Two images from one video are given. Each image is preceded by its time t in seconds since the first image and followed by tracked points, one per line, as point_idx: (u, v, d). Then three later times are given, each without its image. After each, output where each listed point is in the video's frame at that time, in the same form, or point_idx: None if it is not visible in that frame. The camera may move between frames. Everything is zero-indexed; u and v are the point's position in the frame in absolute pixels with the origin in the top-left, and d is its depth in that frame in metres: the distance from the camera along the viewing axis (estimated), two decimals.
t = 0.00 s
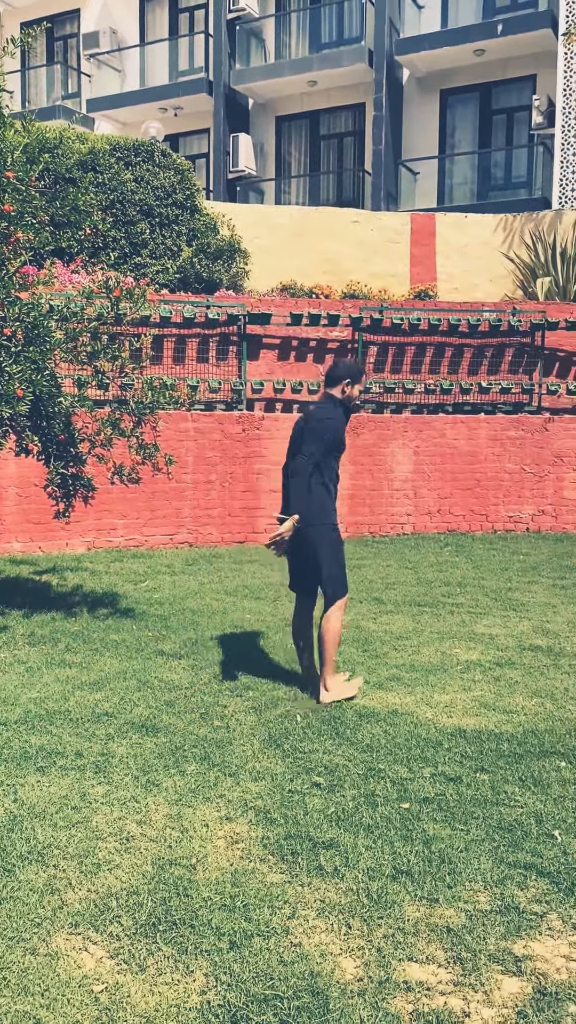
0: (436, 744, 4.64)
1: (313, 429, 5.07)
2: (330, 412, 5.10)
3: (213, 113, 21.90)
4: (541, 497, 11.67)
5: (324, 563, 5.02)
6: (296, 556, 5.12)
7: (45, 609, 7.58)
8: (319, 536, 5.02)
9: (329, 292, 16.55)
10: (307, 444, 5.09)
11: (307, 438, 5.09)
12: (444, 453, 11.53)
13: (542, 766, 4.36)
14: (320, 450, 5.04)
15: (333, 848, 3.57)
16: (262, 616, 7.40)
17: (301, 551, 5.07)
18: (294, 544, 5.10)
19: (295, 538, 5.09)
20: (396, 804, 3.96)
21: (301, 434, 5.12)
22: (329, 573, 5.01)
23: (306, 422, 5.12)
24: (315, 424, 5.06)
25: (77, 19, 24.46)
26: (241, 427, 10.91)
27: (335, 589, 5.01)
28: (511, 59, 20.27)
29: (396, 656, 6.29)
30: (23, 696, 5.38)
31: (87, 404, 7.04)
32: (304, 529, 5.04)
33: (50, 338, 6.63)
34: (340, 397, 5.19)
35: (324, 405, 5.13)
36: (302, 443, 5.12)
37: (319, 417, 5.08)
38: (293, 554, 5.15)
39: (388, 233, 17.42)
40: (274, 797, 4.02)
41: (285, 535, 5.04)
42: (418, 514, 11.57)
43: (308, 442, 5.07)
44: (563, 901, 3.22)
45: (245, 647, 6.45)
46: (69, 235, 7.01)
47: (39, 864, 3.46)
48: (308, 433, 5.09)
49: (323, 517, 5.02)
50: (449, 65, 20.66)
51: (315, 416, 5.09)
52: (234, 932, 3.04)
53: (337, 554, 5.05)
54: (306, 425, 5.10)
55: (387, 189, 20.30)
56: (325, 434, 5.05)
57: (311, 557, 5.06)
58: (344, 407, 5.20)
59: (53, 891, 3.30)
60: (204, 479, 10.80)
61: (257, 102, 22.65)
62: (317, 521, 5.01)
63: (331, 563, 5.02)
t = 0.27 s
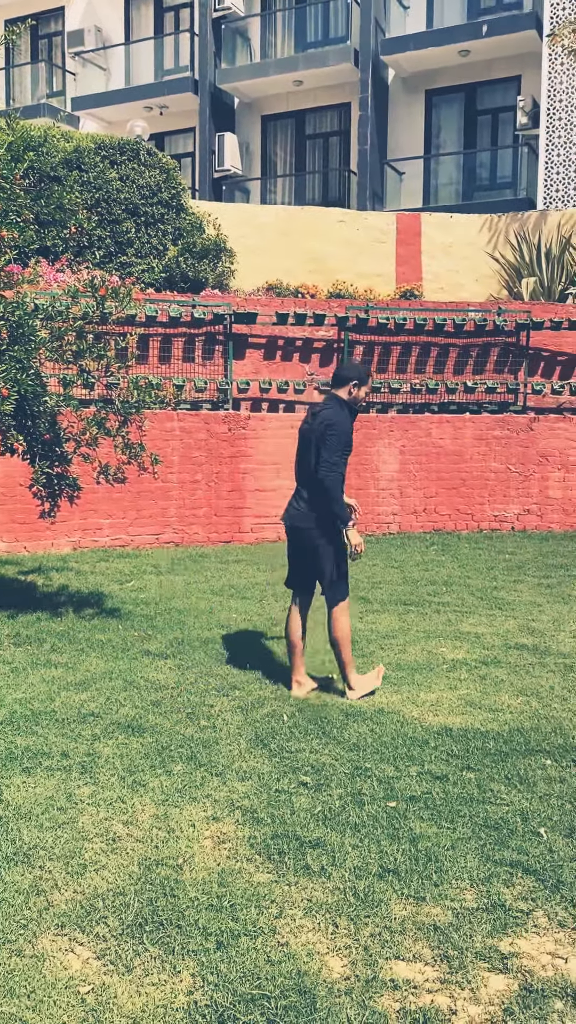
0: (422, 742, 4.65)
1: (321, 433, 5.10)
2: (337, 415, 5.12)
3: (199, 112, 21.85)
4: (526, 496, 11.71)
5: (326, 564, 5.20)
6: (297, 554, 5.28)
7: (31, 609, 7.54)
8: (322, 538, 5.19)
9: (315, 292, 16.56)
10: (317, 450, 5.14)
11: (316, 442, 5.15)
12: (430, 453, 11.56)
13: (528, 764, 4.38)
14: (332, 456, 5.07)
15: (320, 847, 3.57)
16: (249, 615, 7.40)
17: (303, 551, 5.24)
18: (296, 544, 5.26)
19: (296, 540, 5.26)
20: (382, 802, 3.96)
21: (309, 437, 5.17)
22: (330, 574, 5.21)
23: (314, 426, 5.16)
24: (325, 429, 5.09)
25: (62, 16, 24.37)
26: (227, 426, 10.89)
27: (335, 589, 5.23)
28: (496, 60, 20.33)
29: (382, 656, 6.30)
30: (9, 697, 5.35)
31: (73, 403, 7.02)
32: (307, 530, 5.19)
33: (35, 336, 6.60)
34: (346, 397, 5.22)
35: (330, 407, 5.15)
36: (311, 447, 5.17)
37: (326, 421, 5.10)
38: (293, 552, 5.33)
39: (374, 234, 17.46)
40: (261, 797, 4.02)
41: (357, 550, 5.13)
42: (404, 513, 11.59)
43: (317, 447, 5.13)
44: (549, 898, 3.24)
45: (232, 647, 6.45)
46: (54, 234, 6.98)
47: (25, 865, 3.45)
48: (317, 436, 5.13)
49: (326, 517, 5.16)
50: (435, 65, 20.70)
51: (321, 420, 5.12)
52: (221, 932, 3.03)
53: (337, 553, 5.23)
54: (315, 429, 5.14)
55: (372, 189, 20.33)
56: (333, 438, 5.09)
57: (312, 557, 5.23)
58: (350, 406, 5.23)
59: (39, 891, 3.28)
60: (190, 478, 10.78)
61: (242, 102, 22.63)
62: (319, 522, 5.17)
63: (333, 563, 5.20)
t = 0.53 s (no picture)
0: (408, 741, 4.66)
1: (338, 433, 5.25)
2: (352, 416, 5.30)
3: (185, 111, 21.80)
4: (512, 495, 11.75)
5: (336, 561, 5.28)
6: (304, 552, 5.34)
7: (16, 609, 7.52)
8: (332, 535, 5.28)
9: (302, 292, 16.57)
10: (334, 449, 5.28)
11: (332, 442, 5.28)
12: (417, 453, 11.58)
13: (514, 762, 4.40)
14: (352, 455, 5.24)
15: (307, 847, 3.57)
16: (236, 615, 7.40)
17: (312, 549, 5.31)
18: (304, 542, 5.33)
19: (306, 537, 5.33)
20: (369, 801, 3.97)
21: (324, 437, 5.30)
22: (339, 572, 5.28)
23: (329, 426, 5.29)
24: (343, 429, 5.24)
25: (47, 15, 24.28)
26: (214, 426, 10.87)
27: (342, 588, 5.28)
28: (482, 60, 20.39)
29: (369, 655, 6.31)
30: None
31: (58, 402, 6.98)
32: (319, 528, 5.27)
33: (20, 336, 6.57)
34: (356, 397, 5.38)
35: (344, 408, 5.31)
36: (327, 447, 5.30)
37: (343, 421, 5.26)
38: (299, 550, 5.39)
39: (360, 234, 17.49)
40: (248, 797, 4.02)
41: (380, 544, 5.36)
42: (391, 513, 11.61)
43: (334, 447, 5.27)
44: (536, 895, 3.25)
45: (219, 647, 6.44)
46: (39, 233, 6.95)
47: (11, 867, 3.44)
48: (333, 436, 5.27)
49: (337, 515, 5.27)
50: (421, 65, 20.73)
51: (338, 420, 5.28)
52: (208, 932, 3.03)
53: (345, 553, 5.33)
54: (331, 429, 5.28)
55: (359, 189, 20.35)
56: (351, 438, 5.25)
57: (320, 555, 5.30)
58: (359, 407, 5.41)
59: (25, 893, 3.27)
60: (177, 478, 10.77)
61: (229, 102, 22.60)
62: (330, 520, 5.26)
63: (340, 561, 5.28)
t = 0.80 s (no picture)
0: (396, 740, 4.67)
1: (338, 432, 5.27)
2: (352, 414, 5.31)
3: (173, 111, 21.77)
4: (499, 495, 11.79)
5: (333, 559, 5.30)
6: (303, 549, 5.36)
7: (5, 610, 7.50)
8: (330, 534, 5.28)
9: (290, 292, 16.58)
10: (333, 447, 5.29)
11: (332, 440, 5.30)
12: (405, 453, 11.60)
13: (502, 761, 4.41)
14: (349, 454, 5.23)
15: (295, 847, 3.58)
16: (224, 615, 7.40)
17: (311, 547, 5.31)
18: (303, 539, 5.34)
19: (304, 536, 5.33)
20: (357, 800, 3.98)
21: (324, 435, 5.31)
22: (336, 571, 5.29)
23: (328, 424, 5.31)
24: (343, 427, 5.26)
25: (34, 13, 24.21)
26: (203, 426, 10.85)
27: (338, 588, 5.30)
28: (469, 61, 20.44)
29: (357, 654, 6.32)
30: None
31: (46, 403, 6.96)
32: (318, 526, 5.28)
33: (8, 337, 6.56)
34: (353, 396, 5.41)
35: (343, 406, 5.33)
36: (326, 445, 5.31)
37: (343, 420, 5.28)
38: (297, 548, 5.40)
39: (348, 234, 17.51)
40: (236, 798, 4.02)
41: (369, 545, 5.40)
42: (379, 513, 11.63)
43: (333, 445, 5.28)
44: (522, 894, 3.26)
45: (207, 647, 6.43)
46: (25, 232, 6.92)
47: None
48: (332, 435, 5.29)
49: (335, 513, 5.27)
50: (409, 66, 20.76)
51: (337, 418, 5.29)
52: (196, 932, 3.03)
53: (342, 552, 5.33)
54: (331, 427, 5.29)
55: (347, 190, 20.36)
56: (350, 436, 5.26)
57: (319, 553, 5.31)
58: (357, 405, 5.43)
59: (13, 895, 3.26)
60: (165, 479, 10.75)
61: (217, 102, 22.59)
62: (328, 518, 5.26)
63: (338, 560, 5.30)
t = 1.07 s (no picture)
0: (382, 740, 4.68)
1: (326, 429, 5.27)
2: (339, 410, 5.31)
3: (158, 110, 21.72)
4: (485, 495, 11.83)
5: (332, 555, 5.34)
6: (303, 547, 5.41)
7: None
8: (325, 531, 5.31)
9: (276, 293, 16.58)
10: (322, 444, 5.30)
11: (321, 437, 5.31)
12: (391, 453, 11.62)
13: (487, 759, 4.43)
14: (336, 451, 5.22)
15: (280, 847, 3.58)
16: (209, 615, 7.40)
17: (308, 544, 5.36)
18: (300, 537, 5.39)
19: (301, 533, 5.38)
20: (343, 800, 3.99)
21: (313, 432, 5.33)
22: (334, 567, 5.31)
23: (318, 422, 5.32)
24: (329, 423, 5.26)
25: (18, 12, 24.12)
26: (189, 426, 10.83)
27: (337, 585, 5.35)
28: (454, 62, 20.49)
29: (343, 654, 6.33)
30: None
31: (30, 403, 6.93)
32: (312, 523, 5.31)
33: None
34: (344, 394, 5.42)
35: (332, 402, 5.34)
36: (316, 442, 5.33)
37: (330, 416, 5.28)
38: (298, 546, 5.46)
39: (333, 234, 17.53)
40: (221, 798, 4.01)
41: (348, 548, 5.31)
42: (365, 512, 11.63)
43: (322, 444, 5.29)
44: (507, 892, 3.28)
45: (193, 648, 6.42)
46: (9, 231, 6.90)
47: None
48: (321, 431, 5.30)
49: (328, 511, 5.29)
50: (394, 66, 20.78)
51: (325, 415, 5.30)
52: (181, 933, 3.03)
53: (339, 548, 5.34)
54: (319, 424, 5.30)
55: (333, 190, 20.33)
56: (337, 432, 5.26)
57: (318, 550, 5.36)
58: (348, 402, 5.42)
59: None
60: (151, 479, 10.73)
61: (202, 102, 22.56)
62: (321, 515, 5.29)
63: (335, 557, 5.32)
